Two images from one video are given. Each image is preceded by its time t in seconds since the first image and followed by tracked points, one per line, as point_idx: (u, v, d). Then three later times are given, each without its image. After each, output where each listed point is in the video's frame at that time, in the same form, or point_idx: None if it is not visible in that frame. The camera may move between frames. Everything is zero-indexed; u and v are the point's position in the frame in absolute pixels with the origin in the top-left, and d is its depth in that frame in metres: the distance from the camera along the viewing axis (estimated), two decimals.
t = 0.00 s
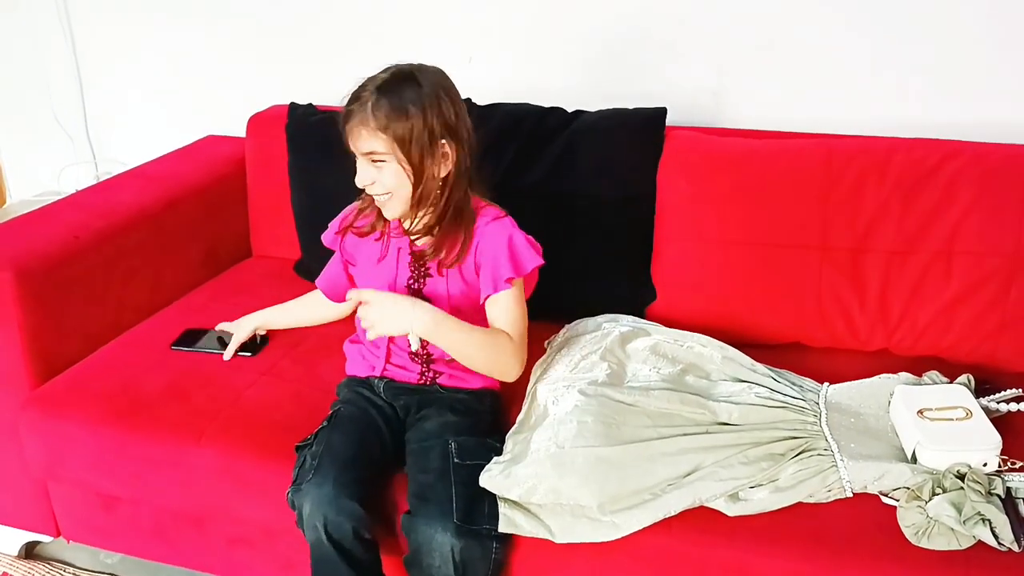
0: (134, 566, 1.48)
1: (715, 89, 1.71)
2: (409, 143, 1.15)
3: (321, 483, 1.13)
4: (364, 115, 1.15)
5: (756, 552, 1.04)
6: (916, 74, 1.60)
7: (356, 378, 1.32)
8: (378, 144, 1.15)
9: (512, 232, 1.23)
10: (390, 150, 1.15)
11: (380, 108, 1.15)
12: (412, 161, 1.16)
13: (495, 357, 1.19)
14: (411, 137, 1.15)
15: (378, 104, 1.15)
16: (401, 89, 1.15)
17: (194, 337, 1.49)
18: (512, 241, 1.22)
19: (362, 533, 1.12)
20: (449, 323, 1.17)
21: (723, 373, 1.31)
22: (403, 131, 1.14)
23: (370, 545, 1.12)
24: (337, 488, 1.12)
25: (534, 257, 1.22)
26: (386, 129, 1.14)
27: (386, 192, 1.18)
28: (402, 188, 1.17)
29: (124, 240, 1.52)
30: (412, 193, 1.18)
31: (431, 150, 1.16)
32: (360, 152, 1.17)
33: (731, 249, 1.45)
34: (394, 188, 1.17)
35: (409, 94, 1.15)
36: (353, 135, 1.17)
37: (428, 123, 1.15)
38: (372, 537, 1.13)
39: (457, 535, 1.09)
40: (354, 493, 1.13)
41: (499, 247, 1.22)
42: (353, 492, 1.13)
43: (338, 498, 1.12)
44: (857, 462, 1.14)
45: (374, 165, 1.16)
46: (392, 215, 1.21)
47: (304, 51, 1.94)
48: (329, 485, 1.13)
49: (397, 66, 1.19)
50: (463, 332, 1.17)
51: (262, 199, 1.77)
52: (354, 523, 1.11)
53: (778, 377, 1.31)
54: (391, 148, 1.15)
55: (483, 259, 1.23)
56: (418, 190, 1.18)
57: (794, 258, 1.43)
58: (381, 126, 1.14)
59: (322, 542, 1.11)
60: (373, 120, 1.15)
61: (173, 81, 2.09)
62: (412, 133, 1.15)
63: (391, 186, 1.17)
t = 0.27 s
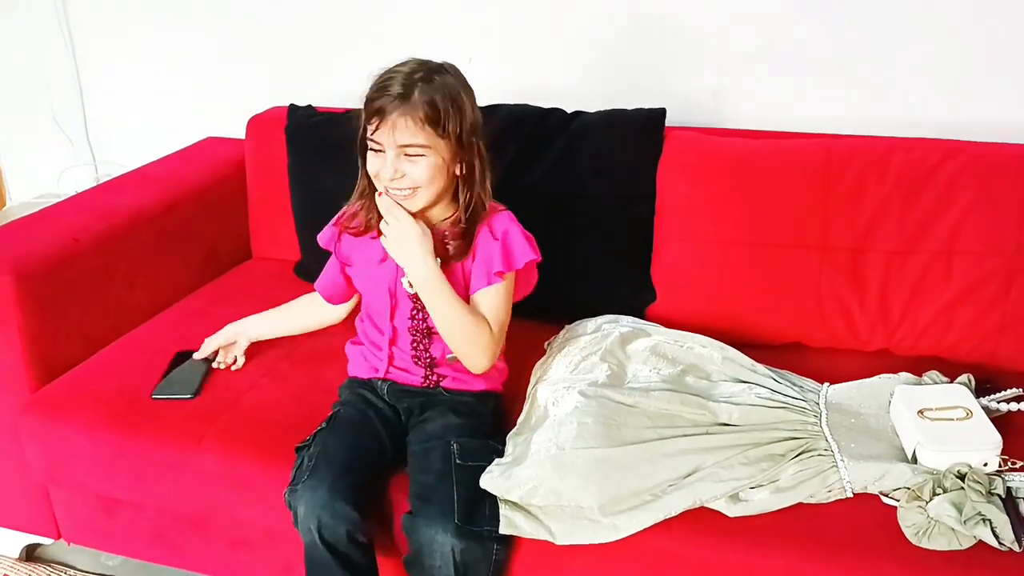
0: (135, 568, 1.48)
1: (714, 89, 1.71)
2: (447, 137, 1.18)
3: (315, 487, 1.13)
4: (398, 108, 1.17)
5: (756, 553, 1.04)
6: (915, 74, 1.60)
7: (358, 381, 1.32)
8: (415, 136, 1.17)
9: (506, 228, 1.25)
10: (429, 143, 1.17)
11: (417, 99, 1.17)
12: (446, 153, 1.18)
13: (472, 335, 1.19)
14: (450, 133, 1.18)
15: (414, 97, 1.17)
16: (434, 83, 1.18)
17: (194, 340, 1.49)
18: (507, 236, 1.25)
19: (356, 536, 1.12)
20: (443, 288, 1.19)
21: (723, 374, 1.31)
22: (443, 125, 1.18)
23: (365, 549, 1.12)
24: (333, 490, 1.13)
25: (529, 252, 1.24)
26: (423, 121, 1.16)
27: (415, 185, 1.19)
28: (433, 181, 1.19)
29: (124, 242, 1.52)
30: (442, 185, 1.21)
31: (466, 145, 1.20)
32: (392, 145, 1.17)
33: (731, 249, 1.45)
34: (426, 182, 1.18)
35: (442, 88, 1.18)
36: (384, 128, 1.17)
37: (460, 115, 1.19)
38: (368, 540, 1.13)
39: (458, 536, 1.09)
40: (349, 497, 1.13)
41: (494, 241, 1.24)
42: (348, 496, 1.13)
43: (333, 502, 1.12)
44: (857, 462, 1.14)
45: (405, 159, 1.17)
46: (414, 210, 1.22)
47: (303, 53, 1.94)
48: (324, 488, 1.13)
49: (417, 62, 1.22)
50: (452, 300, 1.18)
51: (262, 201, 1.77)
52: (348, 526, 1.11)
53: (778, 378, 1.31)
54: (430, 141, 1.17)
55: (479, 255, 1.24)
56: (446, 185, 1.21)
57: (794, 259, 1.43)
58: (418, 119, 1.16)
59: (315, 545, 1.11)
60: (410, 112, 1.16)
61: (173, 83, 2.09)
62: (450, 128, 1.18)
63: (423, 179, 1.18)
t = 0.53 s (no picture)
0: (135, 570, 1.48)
1: (714, 91, 1.71)
2: (367, 166, 1.14)
3: (270, 450, 1.18)
4: (322, 139, 1.17)
5: (757, 555, 1.04)
6: (914, 76, 1.60)
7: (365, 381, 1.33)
8: (340, 168, 1.16)
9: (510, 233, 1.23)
10: (351, 174, 1.15)
11: (335, 132, 1.15)
12: (372, 182, 1.15)
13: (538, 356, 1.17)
14: (370, 161, 1.14)
15: (332, 129, 1.15)
16: (351, 112, 1.15)
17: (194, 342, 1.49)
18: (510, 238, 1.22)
19: (300, 503, 1.14)
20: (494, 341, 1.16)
21: (724, 375, 1.31)
22: (360, 155, 1.14)
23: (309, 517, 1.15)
24: (286, 455, 1.17)
25: (541, 247, 1.22)
26: (342, 153, 1.15)
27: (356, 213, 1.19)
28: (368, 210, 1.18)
29: (124, 244, 1.52)
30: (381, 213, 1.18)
31: (388, 172, 1.15)
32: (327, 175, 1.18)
33: (730, 251, 1.45)
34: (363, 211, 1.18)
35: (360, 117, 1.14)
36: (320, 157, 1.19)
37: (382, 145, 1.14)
38: (316, 507, 1.16)
39: (484, 541, 1.09)
40: (294, 464, 1.16)
41: (501, 248, 1.21)
42: (296, 464, 1.16)
43: (281, 468, 1.16)
44: (858, 464, 1.14)
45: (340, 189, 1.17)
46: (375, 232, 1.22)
47: (303, 55, 1.94)
48: (277, 453, 1.18)
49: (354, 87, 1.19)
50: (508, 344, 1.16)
51: (262, 202, 1.77)
52: (291, 490, 1.14)
53: (779, 379, 1.31)
54: (353, 172, 1.15)
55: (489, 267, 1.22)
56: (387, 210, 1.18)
57: (794, 261, 1.43)
58: (339, 152, 1.15)
59: (261, 511, 1.15)
60: (329, 143, 1.16)
61: (173, 85, 2.09)
62: (368, 157, 1.14)
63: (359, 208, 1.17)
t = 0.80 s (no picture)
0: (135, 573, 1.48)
1: (715, 93, 1.71)
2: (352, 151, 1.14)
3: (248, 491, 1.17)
4: (309, 118, 1.17)
5: (759, 558, 1.04)
6: (915, 77, 1.60)
7: (339, 395, 1.31)
8: (323, 146, 1.16)
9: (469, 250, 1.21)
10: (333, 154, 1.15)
11: (328, 112, 1.15)
12: (351, 171, 1.15)
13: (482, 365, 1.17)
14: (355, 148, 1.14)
15: (326, 110, 1.15)
16: (346, 97, 1.16)
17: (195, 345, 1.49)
18: (470, 252, 1.21)
19: (286, 541, 1.14)
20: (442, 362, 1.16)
21: (725, 378, 1.31)
22: (348, 138, 1.14)
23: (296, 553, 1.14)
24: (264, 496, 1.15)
25: (498, 264, 1.21)
26: (331, 135, 1.15)
27: (328, 197, 1.18)
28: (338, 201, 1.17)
29: (125, 247, 1.52)
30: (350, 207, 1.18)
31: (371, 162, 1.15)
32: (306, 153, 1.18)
33: (731, 254, 1.45)
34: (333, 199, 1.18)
35: (356, 103, 1.15)
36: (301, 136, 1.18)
37: (372, 137, 1.14)
38: (302, 540, 1.15)
39: (469, 544, 1.09)
40: (273, 502, 1.14)
41: (460, 264, 1.20)
42: (273, 502, 1.15)
43: (257, 509, 1.14)
44: (860, 468, 1.14)
45: (318, 169, 1.17)
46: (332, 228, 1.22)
47: (304, 57, 1.94)
48: (254, 495, 1.16)
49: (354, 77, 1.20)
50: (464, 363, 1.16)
51: (262, 205, 1.77)
52: (272, 531, 1.13)
53: (780, 382, 1.31)
54: (336, 154, 1.15)
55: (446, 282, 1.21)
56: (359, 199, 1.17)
57: (795, 263, 1.43)
58: (326, 129, 1.15)
59: (251, 554, 1.15)
60: (318, 123, 1.16)
61: (173, 87, 2.09)
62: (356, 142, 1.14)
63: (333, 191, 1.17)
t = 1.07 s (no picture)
0: None
1: (716, 98, 1.71)
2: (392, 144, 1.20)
3: (270, 495, 1.16)
4: (346, 101, 1.21)
5: (761, 564, 1.04)
6: (917, 82, 1.60)
7: (338, 404, 1.31)
8: (359, 132, 1.19)
9: (452, 255, 1.23)
10: (370, 142, 1.19)
11: (373, 101, 1.20)
12: (388, 157, 1.20)
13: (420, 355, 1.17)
14: (396, 142, 1.20)
15: (365, 95, 1.21)
16: (384, 88, 1.23)
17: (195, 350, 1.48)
18: (455, 259, 1.23)
19: (313, 543, 1.12)
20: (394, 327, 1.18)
21: (727, 383, 1.31)
22: (390, 130, 1.20)
23: (325, 557, 1.12)
24: (285, 499, 1.14)
25: (479, 276, 1.23)
26: (372, 117, 1.20)
27: (348, 185, 1.19)
28: (365, 185, 1.19)
29: (125, 252, 1.51)
30: (376, 192, 1.20)
31: (407, 159, 1.21)
32: (335, 138, 1.20)
33: (733, 258, 1.45)
34: (357, 184, 1.19)
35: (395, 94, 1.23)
36: (331, 118, 1.21)
37: (411, 125, 1.22)
38: (330, 545, 1.13)
39: (462, 545, 1.09)
40: (297, 503, 1.14)
41: (440, 269, 1.22)
42: (297, 504, 1.14)
43: (281, 512, 1.14)
44: (862, 473, 1.14)
45: (346, 155, 1.19)
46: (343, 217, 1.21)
47: (305, 62, 1.94)
48: (276, 498, 1.15)
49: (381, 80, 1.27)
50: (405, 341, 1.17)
51: (263, 210, 1.77)
52: (297, 533, 1.12)
53: (782, 387, 1.30)
54: (374, 140, 1.19)
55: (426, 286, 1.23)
56: (380, 193, 1.20)
57: (796, 268, 1.42)
58: (368, 117, 1.19)
59: (278, 560, 1.13)
60: (357, 106, 1.20)
61: (175, 92, 2.09)
62: (400, 137, 1.20)
63: (357, 179, 1.19)
